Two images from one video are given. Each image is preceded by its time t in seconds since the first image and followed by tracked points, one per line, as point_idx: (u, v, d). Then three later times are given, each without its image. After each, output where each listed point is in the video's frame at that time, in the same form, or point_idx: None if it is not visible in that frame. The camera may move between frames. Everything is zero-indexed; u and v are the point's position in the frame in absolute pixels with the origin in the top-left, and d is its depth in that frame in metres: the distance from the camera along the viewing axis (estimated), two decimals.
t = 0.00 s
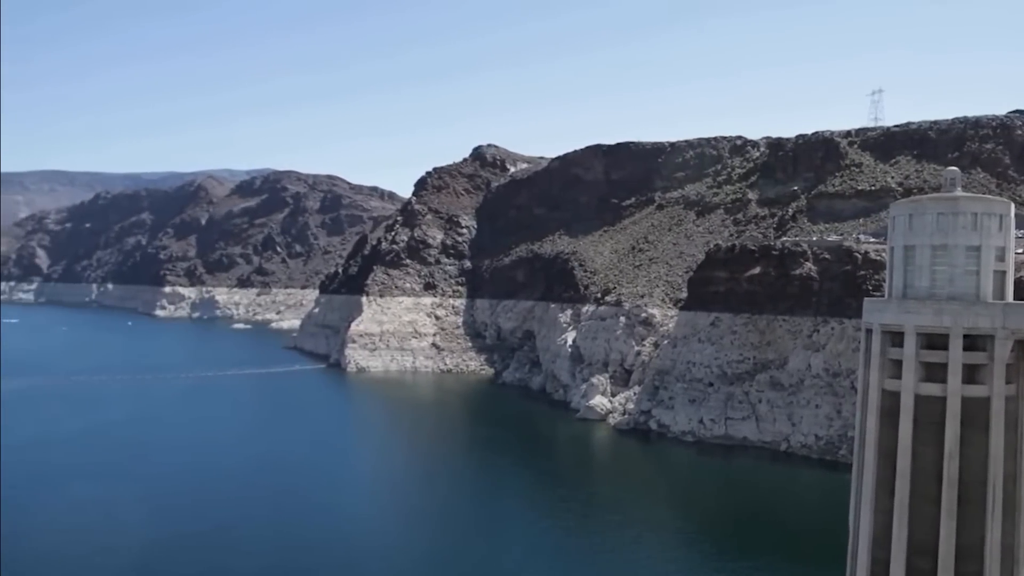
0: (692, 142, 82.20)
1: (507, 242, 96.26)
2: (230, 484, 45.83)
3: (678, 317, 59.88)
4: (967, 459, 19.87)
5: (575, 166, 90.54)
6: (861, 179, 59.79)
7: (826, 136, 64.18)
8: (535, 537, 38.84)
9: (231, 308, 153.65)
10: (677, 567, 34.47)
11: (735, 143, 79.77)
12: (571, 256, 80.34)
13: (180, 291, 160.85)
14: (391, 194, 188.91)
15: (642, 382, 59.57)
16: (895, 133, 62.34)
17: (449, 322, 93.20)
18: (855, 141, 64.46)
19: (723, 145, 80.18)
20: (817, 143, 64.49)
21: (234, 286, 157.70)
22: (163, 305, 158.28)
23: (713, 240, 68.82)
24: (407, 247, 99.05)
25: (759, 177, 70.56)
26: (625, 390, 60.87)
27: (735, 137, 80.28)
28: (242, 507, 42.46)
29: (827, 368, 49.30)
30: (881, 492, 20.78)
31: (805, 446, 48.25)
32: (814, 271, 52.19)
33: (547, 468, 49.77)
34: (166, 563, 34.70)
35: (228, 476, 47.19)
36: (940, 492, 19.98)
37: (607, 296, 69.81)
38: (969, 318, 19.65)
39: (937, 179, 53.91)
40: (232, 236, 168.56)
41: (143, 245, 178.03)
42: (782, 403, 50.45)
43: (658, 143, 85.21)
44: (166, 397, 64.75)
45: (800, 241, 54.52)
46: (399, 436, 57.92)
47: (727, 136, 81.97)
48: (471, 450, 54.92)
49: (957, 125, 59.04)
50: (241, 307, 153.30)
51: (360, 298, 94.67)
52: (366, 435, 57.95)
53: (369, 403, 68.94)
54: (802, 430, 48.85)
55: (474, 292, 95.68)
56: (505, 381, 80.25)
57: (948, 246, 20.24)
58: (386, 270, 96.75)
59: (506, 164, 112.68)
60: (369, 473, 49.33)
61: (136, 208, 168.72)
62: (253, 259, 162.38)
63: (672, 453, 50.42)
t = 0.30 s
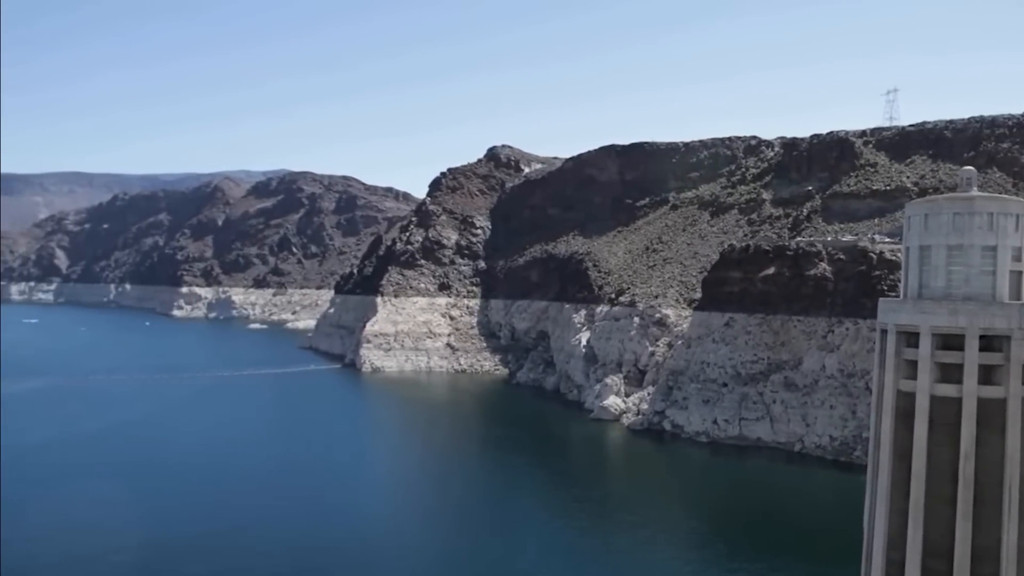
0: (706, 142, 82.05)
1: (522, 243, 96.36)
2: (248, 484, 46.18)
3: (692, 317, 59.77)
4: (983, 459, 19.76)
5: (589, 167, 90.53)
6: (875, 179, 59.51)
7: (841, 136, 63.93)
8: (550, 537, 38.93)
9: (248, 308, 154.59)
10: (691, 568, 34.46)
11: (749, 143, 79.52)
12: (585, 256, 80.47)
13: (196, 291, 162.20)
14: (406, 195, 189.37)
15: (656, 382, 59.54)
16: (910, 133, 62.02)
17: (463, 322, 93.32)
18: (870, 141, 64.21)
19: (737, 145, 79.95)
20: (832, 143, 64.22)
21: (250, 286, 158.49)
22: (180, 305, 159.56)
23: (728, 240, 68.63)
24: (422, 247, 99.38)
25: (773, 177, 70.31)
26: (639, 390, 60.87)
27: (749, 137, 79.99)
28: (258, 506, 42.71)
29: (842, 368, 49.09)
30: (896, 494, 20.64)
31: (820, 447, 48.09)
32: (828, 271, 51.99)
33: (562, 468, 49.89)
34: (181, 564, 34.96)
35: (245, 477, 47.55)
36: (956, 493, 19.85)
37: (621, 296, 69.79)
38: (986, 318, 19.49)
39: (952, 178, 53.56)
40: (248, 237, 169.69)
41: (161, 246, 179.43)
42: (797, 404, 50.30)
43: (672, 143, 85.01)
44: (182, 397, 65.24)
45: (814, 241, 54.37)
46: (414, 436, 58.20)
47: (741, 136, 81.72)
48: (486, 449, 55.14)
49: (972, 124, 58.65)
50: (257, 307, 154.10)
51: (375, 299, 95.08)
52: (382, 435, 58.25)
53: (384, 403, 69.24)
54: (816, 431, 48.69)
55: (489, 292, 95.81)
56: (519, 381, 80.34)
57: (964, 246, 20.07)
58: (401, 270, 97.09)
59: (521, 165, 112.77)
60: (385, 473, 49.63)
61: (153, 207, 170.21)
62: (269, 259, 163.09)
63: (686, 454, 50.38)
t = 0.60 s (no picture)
0: (727, 142, 81.85)
1: (543, 243, 96.47)
2: (270, 484, 46.64)
3: (713, 318, 59.50)
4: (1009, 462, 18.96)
5: (610, 167, 90.43)
6: (898, 178, 59.04)
7: (864, 135, 63.47)
8: (569, 538, 39.00)
9: (271, 307, 155.82)
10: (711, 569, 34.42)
11: (771, 143, 79.21)
12: (606, 256, 80.57)
13: (221, 291, 164.04)
14: (428, 196, 190.12)
15: (678, 383, 59.40)
16: (933, 132, 61.52)
17: (484, 322, 93.39)
18: (892, 141, 63.81)
19: (758, 145, 79.61)
20: (855, 142, 63.78)
21: (274, 287, 159.67)
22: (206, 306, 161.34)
23: (749, 241, 68.28)
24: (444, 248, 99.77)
25: (795, 177, 69.93)
26: (661, 391, 60.74)
27: (771, 136, 79.64)
28: (282, 506, 43.13)
29: (864, 369, 48.80)
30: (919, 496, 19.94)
31: (842, 448, 47.82)
32: (850, 271, 51.67)
33: (582, 468, 49.97)
34: (202, 563, 35.21)
35: (267, 476, 47.99)
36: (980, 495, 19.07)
37: (642, 297, 69.72)
38: (1011, 319, 18.71)
39: (976, 178, 52.98)
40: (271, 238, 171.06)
41: (187, 247, 181.62)
42: (818, 404, 50.05)
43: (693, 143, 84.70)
44: (207, 397, 66.04)
45: (836, 241, 54.06)
46: (435, 436, 58.47)
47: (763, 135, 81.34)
48: (507, 449, 55.29)
49: (997, 123, 58.00)
50: (280, 307, 155.35)
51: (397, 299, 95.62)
52: (403, 435, 58.61)
53: (406, 403, 69.61)
54: (838, 432, 48.47)
55: (510, 293, 95.93)
56: (540, 381, 80.41)
57: (989, 245, 19.30)
58: (422, 271, 97.54)
59: (542, 165, 112.86)
60: (406, 473, 49.88)
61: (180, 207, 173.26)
62: (292, 259, 163.88)
63: (707, 455, 50.27)
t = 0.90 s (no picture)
0: (746, 142, 81.63)
1: (562, 244, 96.49)
2: (291, 483, 47.10)
3: (732, 319, 59.29)
4: None
5: (628, 167, 90.23)
6: (919, 178, 58.63)
7: (884, 135, 63.01)
8: (587, 538, 39.11)
9: (292, 307, 156.85)
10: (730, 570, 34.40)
11: (790, 143, 78.91)
12: (624, 257, 80.61)
13: (243, 292, 165.58)
14: (447, 197, 190.47)
15: (696, 384, 59.30)
16: (954, 131, 61.05)
17: (503, 322, 93.36)
18: (912, 141, 63.48)
19: (777, 145, 79.35)
20: (875, 142, 63.35)
21: (294, 287, 160.56)
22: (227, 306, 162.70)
23: (769, 241, 67.96)
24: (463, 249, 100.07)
25: (815, 177, 69.49)
26: (680, 391, 60.66)
27: (790, 137, 79.34)
28: (303, 505, 43.48)
29: (884, 370, 48.41)
30: (940, 497, 19.79)
31: (862, 449, 47.51)
32: (870, 271, 51.36)
33: (600, 468, 50.05)
34: (219, 563, 35.34)
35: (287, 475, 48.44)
36: (1001, 498, 18.65)
37: (660, 298, 69.61)
38: None
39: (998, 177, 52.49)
40: (292, 239, 172.09)
41: (209, 248, 183.23)
42: (838, 405, 49.80)
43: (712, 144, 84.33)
44: (228, 396, 66.72)
45: (856, 241, 53.78)
46: (453, 436, 58.78)
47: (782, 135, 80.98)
48: (525, 449, 55.49)
49: (1019, 122, 57.43)
50: (301, 308, 156.28)
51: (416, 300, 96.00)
52: (423, 435, 58.95)
53: (425, 403, 69.92)
54: (858, 433, 48.19)
55: (529, 293, 95.95)
56: (559, 381, 80.48)
57: (1010, 245, 19.13)
58: (442, 271, 97.86)
59: (561, 166, 112.82)
60: (425, 472, 50.18)
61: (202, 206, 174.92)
62: (312, 260, 164.80)
63: (726, 456, 50.15)
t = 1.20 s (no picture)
0: (761, 142, 81.36)
1: (576, 245, 96.52)
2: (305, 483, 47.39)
3: (746, 319, 59.14)
4: None
5: (642, 168, 90.10)
6: (935, 178, 58.28)
7: (899, 135, 62.64)
8: (601, 539, 39.15)
9: (308, 308, 157.70)
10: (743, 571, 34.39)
11: (805, 143, 78.62)
12: (638, 257, 80.49)
13: (259, 292, 166.59)
14: (461, 198, 190.72)
15: (711, 384, 59.24)
16: (970, 131, 60.64)
17: (517, 322, 93.49)
18: (928, 140, 63.00)
19: (792, 145, 79.04)
20: (890, 142, 63.00)
21: (310, 288, 161.31)
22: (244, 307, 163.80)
23: (783, 242, 67.73)
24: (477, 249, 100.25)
25: (830, 177, 69.16)
26: (694, 392, 60.60)
27: (804, 137, 79.07)
28: (318, 505, 43.77)
29: (899, 371, 48.13)
30: (955, 498, 19.72)
31: (877, 451, 47.29)
32: (886, 272, 51.09)
33: (614, 469, 50.09)
34: (236, 562, 35.64)
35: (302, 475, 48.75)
36: (1017, 500, 18.48)
37: (674, 298, 69.52)
38: None
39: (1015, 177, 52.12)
40: (307, 240, 172.87)
41: (225, 249, 184.47)
42: (853, 406, 49.63)
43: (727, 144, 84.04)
44: (244, 397, 67.16)
45: (871, 242, 53.49)
46: (467, 436, 58.96)
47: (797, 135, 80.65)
48: (539, 450, 55.61)
49: None
50: (316, 309, 157.06)
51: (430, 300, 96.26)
52: (437, 435, 59.18)
53: (439, 403, 70.17)
54: (873, 434, 47.99)
55: (543, 293, 95.99)
56: (573, 382, 80.57)
57: None
58: (456, 272, 98.11)
59: (575, 167, 112.81)
60: (439, 473, 50.38)
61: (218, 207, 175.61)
62: (327, 261, 165.63)
63: (740, 457, 50.06)
